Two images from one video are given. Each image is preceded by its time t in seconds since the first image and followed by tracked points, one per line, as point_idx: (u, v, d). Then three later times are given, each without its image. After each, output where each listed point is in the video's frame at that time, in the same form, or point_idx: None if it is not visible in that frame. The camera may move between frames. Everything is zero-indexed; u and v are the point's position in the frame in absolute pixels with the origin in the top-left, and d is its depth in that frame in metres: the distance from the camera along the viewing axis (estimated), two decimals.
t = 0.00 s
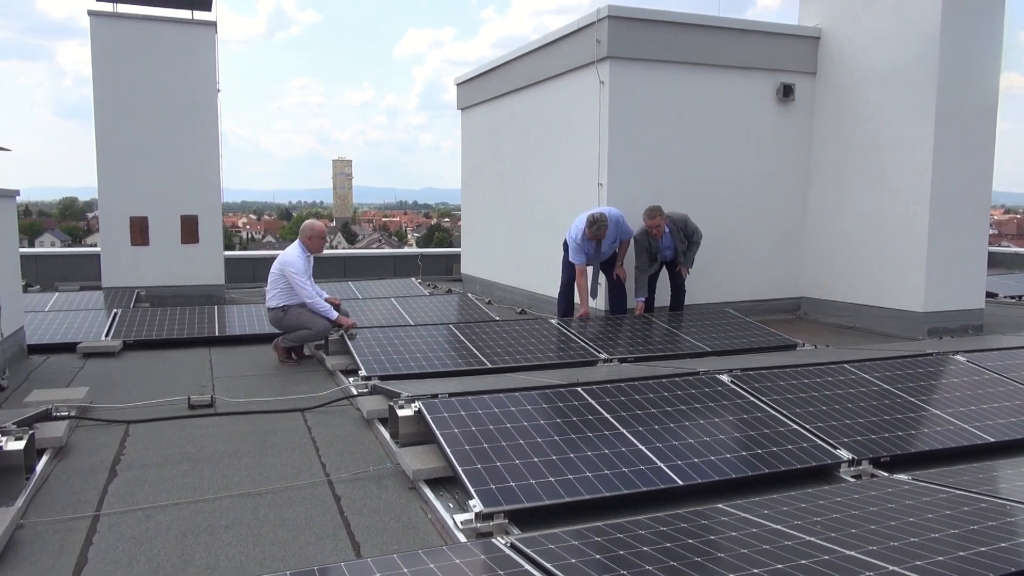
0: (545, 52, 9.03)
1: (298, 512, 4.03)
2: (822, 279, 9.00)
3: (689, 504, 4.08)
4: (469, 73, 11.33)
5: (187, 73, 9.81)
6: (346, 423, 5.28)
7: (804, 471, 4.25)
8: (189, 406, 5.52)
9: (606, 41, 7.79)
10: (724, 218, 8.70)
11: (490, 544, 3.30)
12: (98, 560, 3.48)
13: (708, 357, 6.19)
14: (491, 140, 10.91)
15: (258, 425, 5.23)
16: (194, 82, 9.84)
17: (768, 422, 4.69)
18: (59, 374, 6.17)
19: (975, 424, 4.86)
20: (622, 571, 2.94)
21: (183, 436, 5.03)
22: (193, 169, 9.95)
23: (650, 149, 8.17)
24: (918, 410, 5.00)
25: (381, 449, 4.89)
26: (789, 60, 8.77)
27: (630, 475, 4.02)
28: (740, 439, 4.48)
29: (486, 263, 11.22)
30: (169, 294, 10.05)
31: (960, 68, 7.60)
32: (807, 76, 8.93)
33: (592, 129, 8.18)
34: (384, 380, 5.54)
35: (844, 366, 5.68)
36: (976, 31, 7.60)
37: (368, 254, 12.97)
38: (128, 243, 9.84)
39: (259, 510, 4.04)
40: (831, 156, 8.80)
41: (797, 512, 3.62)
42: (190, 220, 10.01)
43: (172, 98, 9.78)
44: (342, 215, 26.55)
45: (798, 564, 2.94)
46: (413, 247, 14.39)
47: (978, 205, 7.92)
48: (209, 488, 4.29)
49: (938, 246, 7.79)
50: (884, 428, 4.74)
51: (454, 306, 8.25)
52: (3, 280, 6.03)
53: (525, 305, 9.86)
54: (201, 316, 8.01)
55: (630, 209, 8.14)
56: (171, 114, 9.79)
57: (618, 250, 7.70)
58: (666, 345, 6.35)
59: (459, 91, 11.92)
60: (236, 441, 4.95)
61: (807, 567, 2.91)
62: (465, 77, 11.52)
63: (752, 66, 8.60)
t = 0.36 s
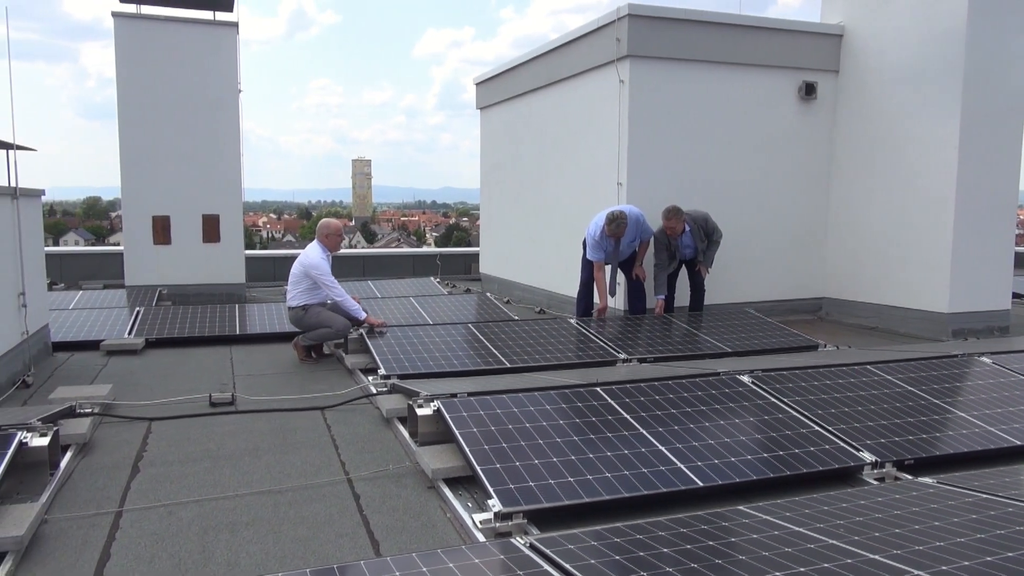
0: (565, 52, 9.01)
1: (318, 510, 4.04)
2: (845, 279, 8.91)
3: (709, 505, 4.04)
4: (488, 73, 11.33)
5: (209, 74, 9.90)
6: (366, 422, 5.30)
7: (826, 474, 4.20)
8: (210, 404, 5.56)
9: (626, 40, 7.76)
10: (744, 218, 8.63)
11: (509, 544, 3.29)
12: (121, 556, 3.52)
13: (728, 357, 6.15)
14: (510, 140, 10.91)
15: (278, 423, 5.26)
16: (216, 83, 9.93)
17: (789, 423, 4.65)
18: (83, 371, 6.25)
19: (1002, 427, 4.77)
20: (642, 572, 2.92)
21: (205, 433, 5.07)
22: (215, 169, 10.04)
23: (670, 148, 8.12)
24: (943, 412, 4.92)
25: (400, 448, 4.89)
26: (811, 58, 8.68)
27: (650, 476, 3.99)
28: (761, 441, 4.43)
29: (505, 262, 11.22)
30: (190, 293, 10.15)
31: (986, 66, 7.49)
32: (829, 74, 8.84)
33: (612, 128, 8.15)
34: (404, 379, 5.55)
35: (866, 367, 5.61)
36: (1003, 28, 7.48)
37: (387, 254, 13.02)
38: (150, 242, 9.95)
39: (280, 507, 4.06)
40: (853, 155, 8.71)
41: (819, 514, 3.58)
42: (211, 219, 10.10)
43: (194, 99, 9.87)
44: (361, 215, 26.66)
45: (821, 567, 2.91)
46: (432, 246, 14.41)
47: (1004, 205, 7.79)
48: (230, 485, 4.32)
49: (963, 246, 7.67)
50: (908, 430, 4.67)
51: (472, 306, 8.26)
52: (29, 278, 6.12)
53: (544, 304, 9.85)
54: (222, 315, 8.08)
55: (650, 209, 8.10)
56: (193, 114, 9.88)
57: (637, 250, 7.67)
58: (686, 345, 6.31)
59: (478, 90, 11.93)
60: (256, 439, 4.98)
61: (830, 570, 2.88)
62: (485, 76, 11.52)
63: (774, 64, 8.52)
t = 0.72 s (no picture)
0: (580, 51, 8.99)
1: (334, 508, 4.05)
2: (863, 279, 8.83)
3: (726, 506, 4.02)
4: (503, 72, 11.33)
5: (226, 74, 9.96)
6: (381, 421, 5.31)
7: (844, 475, 4.16)
8: (227, 402, 5.59)
9: (641, 38, 7.72)
10: (760, 216, 8.57)
11: (525, 544, 3.28)
12: (139, 553, 3.54)
13: (744, 357, 6.11)
14: (524, 139, 10.90)
15: (293, 422, 5.28)
16: (233, 83, 9.99)
17: (806, 424, 4.61)
18: (101, 370, 6.31)
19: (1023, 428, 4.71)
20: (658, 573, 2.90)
21: (221, 432, 5.10)
22: (231, 169, 10.10)
23: (686, 147, 8.08)
24: (963, 414, 4.86)
25: (415, 447, 4.90)
26: (829, 56, 8.61)
27: (666, 476, 3.97)
28: (778, 441, 4.40)
29: (520, 262, 11.21)
30: (207, 291, 10.21)
31: (1007, 63, 7.39)
32: (847, 72, 8.76)
33: (627, 127, 8.12)
34: (419, 378, 5.56)
35: (885, 368, 5.55)
36: None
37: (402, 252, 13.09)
38: (168, 241, 10.03)
39: (295, 506, 4.08)
40: (871, 154, 8.63)
41: (838, 516, 3.55)
42: (227, 218, 10.16)
43: (211, 99, 9.94)
44: (375, 214, 26.73)
45: (840, 569, 2.88)
46: (447, 246, 14.44)
47: None
48: (246, 483, 4.34)
49: (983, 245, 7.58)
50: (927, 431, 4.62)
51: (487, 305, 8.26)
52: (48, 277, 6.18)
53: (558, 304, 9.83)
54: (238, 314, 8.12)
55: (665, 208, 8.06)
56: (210, 114, 9.94)
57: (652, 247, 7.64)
58: (701, 345, 6.27)
59: (492, 90, 11.93)
60: (272, 438, 5.00)
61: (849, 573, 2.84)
62: (499, 76, 11.52)
63: (791, 62, 8.45)
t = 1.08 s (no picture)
0: (592, 49, 8.97)
1: (349, 507, 4.07)
2: (879, 276, 8.75)
3: (741, 506, 3.99)
4: (515, 71, 11.33)
5: (240, 76, 10.02)
6: (395, 420, 5.33)
7: (861, 474, 4.13)
8: (242, 402, 5.62)
9: (654, 36, 7.70)
10: (774, 214, 8.52)
11: (539, 543, 3.28)
12: (156, 552, 3.57)
13: (759, 356, 6.07)
14: (537, 138, 10.90)
15: (308, 421, 5.30)
16: (247, 85, 10.05)
17: (823, 422, 4.57)
18: (118, 370, 6.36)
19: None
20: (674, 572, 2.89)
21: (237, 431, 5.13)
22: (245, 170, 10.16)
23: (699, 145, 8.05)
24: (982, 412, 4.81)
25: (429, 447, 4.90)
26: (843, 52, 8.54)
27: (681, 475, 3.96)
28: (794, 440, 4.37)
29: (533, 261, 11.22)
30: (222, 293, 10.28)
31: None
32: (862, 68, 8.69)
33: (640, 125, 8.09)
34: (433, 377, 5.57)
35: (902, 366, 5.50)
36: None
37: (415, 252, 13.12)
38: (183, 243, 10.10)
39: (311, 505, 4.10)
40: (887, 150, 8.56)
41: (855, 515, 3.52)
42: (241, 219, 10.22)
43: (225, 101, 10.00)
44: (388, 215, 26.82)
45: (857, 569, 2.85)
46: (459, 245, 14.46)
47: None
48: (261, 483, 4.36)
49: (1001, 241, 7.49)
50: (945, 430, 4.58)
51: (500, 304, 8.26)
52: (66, 279, 6.24)
53: (571, 303, 9.82)
54: (253, 314, 8.17)
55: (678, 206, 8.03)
56: (225, 116, 10.01)
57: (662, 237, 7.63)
58: (715, 344, 6.24)
59: (505, 89, 11.94)
60: (287, 437, 5.02)
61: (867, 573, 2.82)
62: (511, 75, 11.52)
63: (805, 58, 8.40)
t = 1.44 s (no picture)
0: (603, 49, 8.95)
1: (362, 507, 4.08)
2: (893, 276, 8.69)
3: (755, 506, 3.97)
4: (526, 71, 11.32)
5: (252, 77, 10.07)
6: (407, 420, 5.33)
7: (876, 475, 4.10)
8: (255, 402, 5.64)
9: (666, 35, 7.67)
10: (786, 214, 8.47)
11: (552, 543, 3.27)
12: (170, 550, 3.59)
13: (772, 356, 6.04)
14: (548, 138, 10.89)
15: (320, 421, 5.32)
16: (259, 86, 10.10)
17: (836, 423, 4.55)
18: (132, 369, 6.40)
19: None
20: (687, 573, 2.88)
21: (250, 431, 5.15)
22: (257, 171, 10.21)
23: (711, 144, 8.02)
24: (998, 413, 4.77)
25: (441, 447, 4.90)
26: (857, 51, 8.49)
27: (694, 476, 3.94)
28: (808, 440, 4.35)
29: (544, 261, 11.21)
30: (234, 292, 10.33)
31: None
32: (875, 66, 8.63)
33: (652, 125, 8.07)
34: (444, 377, 5.57)
35: (917, 367, 5.46)
36: None
37: (426, 252, 13.14)
38: (196, 243, 10.16)
39: (323, 504, 4.11)
40: (901, 149, 8.50)
41: (870, 517, 3.50)
42: (253, 219, 10.27)
43: (238, 102, 10.04)
44: (399, 215, 26.86)
45: (872, 571, 2.83)
46: (470, 246, 14.47)
47: None
48: (274, 482, 4.38)
49: (1017, 241, 7.42)
50: (960, 431, 4.54)
51: (511, 304, 8.25)
52: (81, 279, 6.29)
53: (583, 303, 9.81)
54: (265, 314, 8.21)
55: (689, 206, 8.00)
56: (238, 117, 10.05)
57: (666, 228, 7.60)
58: (728, 344, 6.21)
59: (516, 89, 11.93)
60: (299, 437, 5.04)
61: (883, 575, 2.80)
62: (522, 75, 11.52)
63: (818, 57, 8.35)
